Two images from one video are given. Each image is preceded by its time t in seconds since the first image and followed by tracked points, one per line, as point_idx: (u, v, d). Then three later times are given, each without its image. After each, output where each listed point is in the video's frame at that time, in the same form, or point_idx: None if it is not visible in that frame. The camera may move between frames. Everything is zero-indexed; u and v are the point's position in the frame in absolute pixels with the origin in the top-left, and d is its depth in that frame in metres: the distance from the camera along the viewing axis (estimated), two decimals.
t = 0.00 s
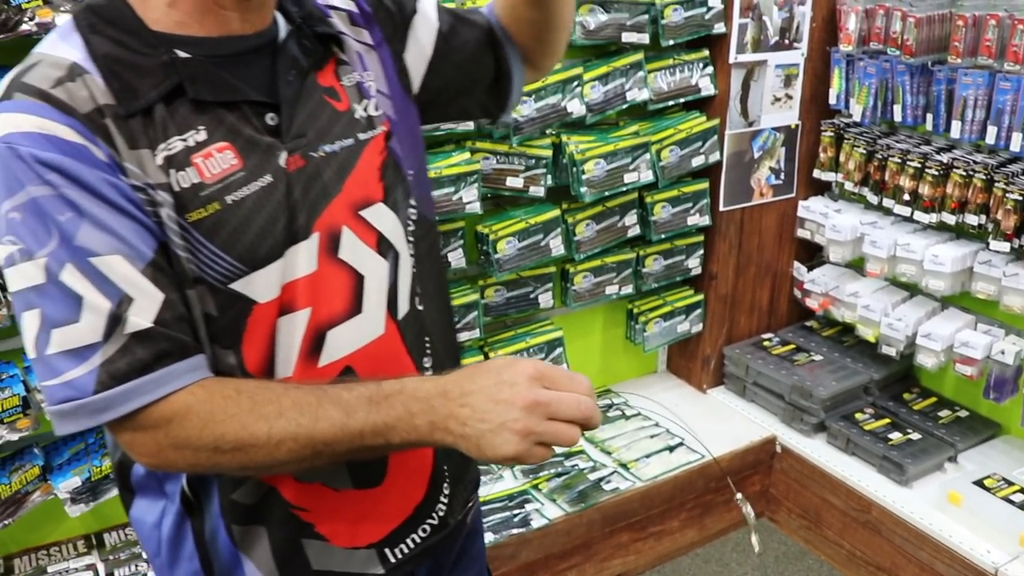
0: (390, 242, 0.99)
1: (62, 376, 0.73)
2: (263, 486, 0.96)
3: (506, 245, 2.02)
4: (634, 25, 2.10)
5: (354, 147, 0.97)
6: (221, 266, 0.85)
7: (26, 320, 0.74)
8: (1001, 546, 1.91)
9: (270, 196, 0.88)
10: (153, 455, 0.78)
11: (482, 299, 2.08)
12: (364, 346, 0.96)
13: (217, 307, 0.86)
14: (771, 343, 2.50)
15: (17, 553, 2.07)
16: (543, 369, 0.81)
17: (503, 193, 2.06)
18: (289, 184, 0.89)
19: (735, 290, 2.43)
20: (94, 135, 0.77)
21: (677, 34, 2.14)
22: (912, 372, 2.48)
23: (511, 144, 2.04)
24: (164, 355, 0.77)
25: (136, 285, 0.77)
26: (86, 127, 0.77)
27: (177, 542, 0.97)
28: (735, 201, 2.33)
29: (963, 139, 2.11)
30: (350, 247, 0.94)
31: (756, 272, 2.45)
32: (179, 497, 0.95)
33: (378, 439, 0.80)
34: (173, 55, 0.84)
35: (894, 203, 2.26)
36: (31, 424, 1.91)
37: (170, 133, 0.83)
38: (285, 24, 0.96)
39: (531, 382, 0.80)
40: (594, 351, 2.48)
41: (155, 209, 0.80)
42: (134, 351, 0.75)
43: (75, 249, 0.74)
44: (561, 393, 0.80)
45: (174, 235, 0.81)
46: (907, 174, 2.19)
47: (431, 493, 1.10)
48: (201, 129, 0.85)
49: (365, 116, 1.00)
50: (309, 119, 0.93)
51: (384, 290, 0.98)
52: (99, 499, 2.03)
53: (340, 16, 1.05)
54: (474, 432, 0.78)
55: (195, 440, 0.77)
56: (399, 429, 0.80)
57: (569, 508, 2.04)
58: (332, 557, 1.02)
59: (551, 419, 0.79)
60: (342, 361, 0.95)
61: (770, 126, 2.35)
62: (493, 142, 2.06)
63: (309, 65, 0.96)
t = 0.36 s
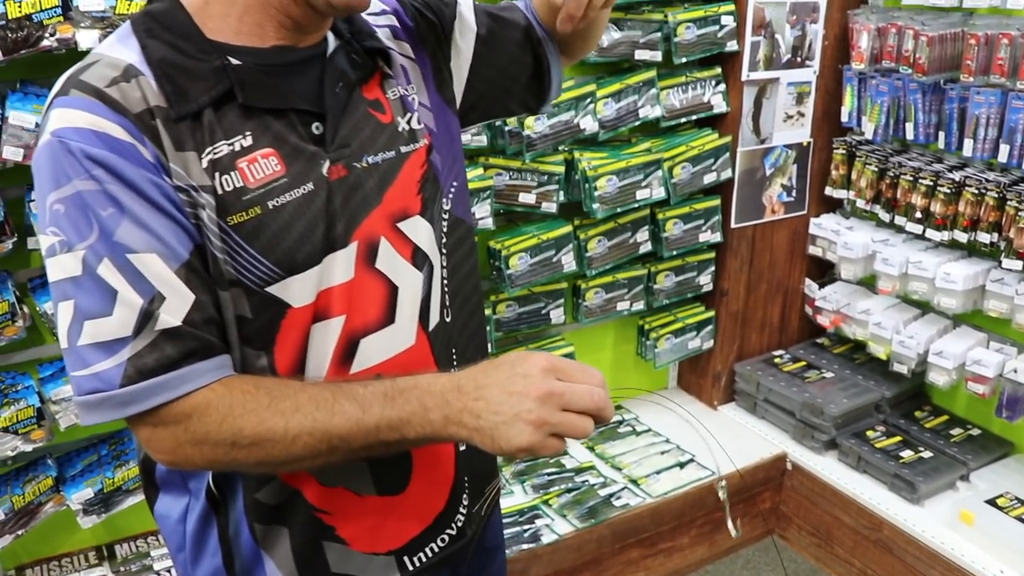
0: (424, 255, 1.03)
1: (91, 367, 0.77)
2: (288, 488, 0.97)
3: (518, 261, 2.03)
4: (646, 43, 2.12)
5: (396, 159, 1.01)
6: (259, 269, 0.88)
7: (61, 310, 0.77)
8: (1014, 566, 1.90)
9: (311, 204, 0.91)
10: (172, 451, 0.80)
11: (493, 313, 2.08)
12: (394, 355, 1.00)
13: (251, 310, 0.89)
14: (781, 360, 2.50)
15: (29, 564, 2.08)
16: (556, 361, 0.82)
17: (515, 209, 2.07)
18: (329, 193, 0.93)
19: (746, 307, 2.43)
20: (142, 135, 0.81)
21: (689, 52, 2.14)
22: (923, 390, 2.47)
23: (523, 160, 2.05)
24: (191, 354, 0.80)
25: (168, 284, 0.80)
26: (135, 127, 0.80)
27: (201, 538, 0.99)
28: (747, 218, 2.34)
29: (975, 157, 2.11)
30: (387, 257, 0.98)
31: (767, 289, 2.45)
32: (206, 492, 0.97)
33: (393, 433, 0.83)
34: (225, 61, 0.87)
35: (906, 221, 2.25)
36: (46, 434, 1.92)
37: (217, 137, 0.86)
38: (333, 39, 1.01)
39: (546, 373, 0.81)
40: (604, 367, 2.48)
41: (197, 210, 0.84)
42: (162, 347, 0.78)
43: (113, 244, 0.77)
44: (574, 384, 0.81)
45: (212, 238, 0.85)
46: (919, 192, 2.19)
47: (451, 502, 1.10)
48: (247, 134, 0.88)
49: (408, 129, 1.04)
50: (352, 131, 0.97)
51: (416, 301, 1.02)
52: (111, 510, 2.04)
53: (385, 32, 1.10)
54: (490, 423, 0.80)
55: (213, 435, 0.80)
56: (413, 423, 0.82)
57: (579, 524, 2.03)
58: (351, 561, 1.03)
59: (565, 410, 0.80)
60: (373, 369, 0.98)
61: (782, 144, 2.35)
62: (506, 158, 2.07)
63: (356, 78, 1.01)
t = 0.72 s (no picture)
0: (445, 267, 1.04)
1: (119, 372, 0.77)
2: (309, 497, 0.98)
3: (526, 276, 2.04)
4: (654, 61, 2.14)
5: (417, 174, 1.02)
6: (286, 279, 0.89)
7: (90, 317, 0.78)
8: None
9: (337, 216, 0.92)
10: (197, 457, 0.80)
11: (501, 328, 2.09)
12: (416, 366, 1.02)
13: (277, 319, 0.90)
14: (788, 376, 2.50)
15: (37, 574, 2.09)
16: (575, 361, 0.85)
17: (524, 225, 2.08)
18: (354, 206, 0.95)
19: (753, 324, 2.44)
20: (175, 146, 0.82)
21: (697, 69, 2.16)
22: (930, 407, 2.47)
23: (531, 177, 2.06)
24: (218, 361, 0.81)
25: (197, 293, 0.81)
26: (168, 138, 0.82)
27: (222, 546, 0.99)
28: (753, 235, 2.35)
29: (982, 176, 2.11)
30: (409, 271, 1.00)
31: (773, 306, 2.46)
32: (228, 500, 0.97)
33: (414, 437, 0.83)
34: (255, 76, 0.89)
35: (912, 238, 2.26)
36: (55, 446, 1.94)
37: (246, 150, 0.87)
38: (358, 58, 1.02)
39: (565, 373, 0.83)
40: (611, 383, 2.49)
41: (226, 220, 0.85)
42: (191, 354, 0.79)
43: (144, 253, 0.78)
44: (594, 383, 0.84)
45: (240, 248, 0.86)
46: (925, 210, 2.20)
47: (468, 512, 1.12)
48: (276, 147, 0.89)
49: (428, 144, 1.06)
50: (376, 147, 0.99)
51: (438, 314, 1.03)
52: (120, 521, 2.05)
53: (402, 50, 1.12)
54: (510, 422, 0.81)
55: (238, 441, 0.80)
56: (435, 426, 0.83)
57: (585, 539, 2.04)
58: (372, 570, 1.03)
59: (584, 408, 0.82)
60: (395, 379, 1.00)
61: (789, 161, 2.36)
62: (515, 175, 2.08)
63: (381, 95, 1.02)
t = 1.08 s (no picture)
0: (456, 286, 1.06)
1: (130, 373, 0.77)
2: (318, 509, 0.98)
3: (538, 293, 2.06)
4: (666, 79, 2.15)
5: (433, 194, 1.04)
6: (303, 288, 0.90)
7: (104, 315, 0.78)
8: None
9: (355, 229, 0.94)
10: (198, 463, 0.80)
11: (512, 345, 2.11)
12: (426, 383, 1.03)
13: (292, 329, 0.91)
14: (798, 394, 2.50)
15: None
16: (582, 383, 0.86)
17: (536, 242, 2.10)
18: (372, 221, 0.96)
19: (764, 341, 2.44)
20: (200, 152, 0.84)
21: (708, 88, 2.18)
22: (942, 426, 2.47)
23: (544, 194, 2.08)
24: (228, 367, 0.81)
25: (211, 298, 0.81)
26: (195, 143, 0.84)
27: (225, 557, 0.99)
28: (764, 252, 2.35)
29: (993, 195, 2.12)
30: (422, 287, 1.01)
31: (784, 323, 2.46)
32: (232, 510, 0.97)
33: (419, 451, 0.83)
34: (282, 89, 0.90)
35: (923, 256, 2.26)
36: (71, 459, 1.96)
37: (270, 159, 0.88)
38: (380, 79, 1.04)
39: (573, 393, 0.84)
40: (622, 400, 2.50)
41: (247, 228, 0.86)
42: (202, 358, 0.79)
43: (161, 254, 0.79)
44: (601, 405, 0.84)
45: (259, 255, 0.87)
46: (936, 228, 2.21)
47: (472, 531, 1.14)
48: (299, 159, 0.91)
49: (444, 165, 1.07)
50: (395, 164, 1.00)
51: (448, 331, 1.05)
52: (132, 534, 2.06)
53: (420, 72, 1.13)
54: (517, 440, 0.81)
55: (242, 447, 0.80)
56: (440, 442, 0.83)
57: (595, 556, 2.04)
58: None
59: (592, 428, 0.83)
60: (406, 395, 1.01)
61: (800, 179, 2.37)
62: (527, 192, 2.10)
63: (402, 114, 1.03)
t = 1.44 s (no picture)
0: (458, 300, 1.05)
1: (121, 380, 0.76)
2: (314, 521, 0.96)
3: (551, 306, 2.07)
4: (679, 94, 2.16)
5: (436, 208, 1.02)
6: (301, 300, 0.88)
7: (100, 323, 0.77)
8: None
9: (355, 242, 0.92)
10: (181, 471, 0.79)
11: (525, 358, 2.13)
12: (427, 397, 1.01)
13: (290, 340, 0.89)
14: (811, 410, 2.49)
15: None
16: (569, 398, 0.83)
17: (549, 256, 2.11)
18: (372, 234, 0.94)
19: (776, 354, 2.44)
20: (200, 163, 0.82)
21: (721, 103, 2.19)
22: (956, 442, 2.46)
23: (557, 209, 2.09)
24: (217, 376, 0.79)
25: (203, 308, 0.79)
26: (196, 154, 0.82)
27: (224, 565, 0.96)
28: (777, 267, 2.36)
29: (1007, 210, 2.11)
30: (426, 300, 0.99)
31: (796, 338, 2.46)
32: (228, 521, 0.95)
33: (402, 465, 0.80)
34: (284, 101, 0.88)
35: (937, 271, 2.26)
36: (86, 467, 1.98)
37: (270, 170, 0.87)
38: (384, 91, 1.01)
39: (559, 407, 0.81)
40: (634, 413, 2.51)
41: (247, 237, 0.84)
42: (192, 367, 0.78)
43: (156, 263, 0.77)
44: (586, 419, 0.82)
45: (257, 266, 0.85)
46: (950, 243, 2.20)
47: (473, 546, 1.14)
48: (299, 170, 0.89)
49: (447, 179, 1.05)
50: (399, 176, 0.98)
51: (450, 345, 1.04)
52: (146, 543, 2.08)
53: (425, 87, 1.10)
54: (501, 454, 0.79)
55: (226, 457, 0.78)
56: (424, 457, 0.81)
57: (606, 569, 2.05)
58: None
59: (578, 442, 0.80)
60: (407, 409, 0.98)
61: (813, 195, 2.38)
62: (540, 206, 2.11)
63: (404, 127, 1.01)
